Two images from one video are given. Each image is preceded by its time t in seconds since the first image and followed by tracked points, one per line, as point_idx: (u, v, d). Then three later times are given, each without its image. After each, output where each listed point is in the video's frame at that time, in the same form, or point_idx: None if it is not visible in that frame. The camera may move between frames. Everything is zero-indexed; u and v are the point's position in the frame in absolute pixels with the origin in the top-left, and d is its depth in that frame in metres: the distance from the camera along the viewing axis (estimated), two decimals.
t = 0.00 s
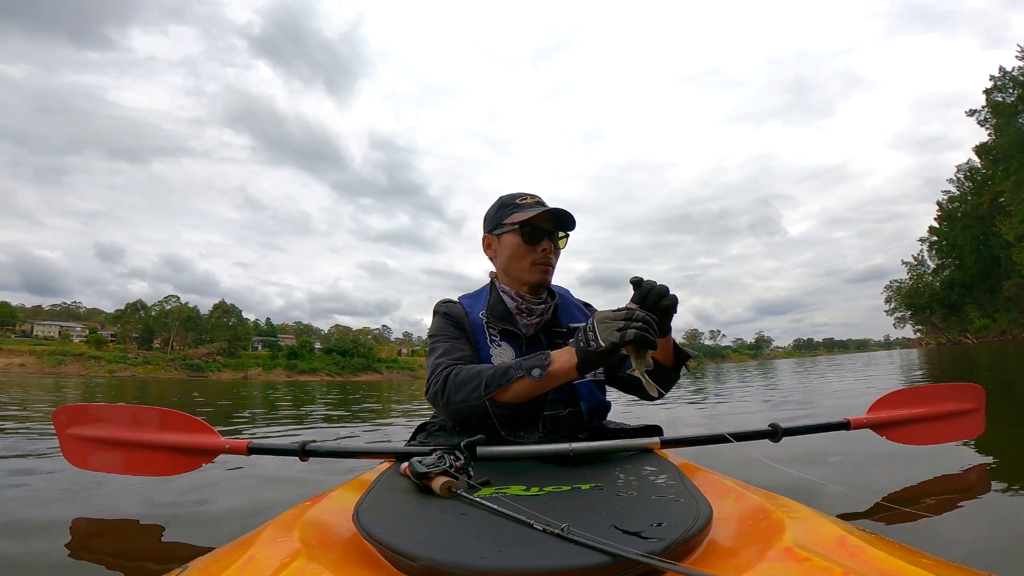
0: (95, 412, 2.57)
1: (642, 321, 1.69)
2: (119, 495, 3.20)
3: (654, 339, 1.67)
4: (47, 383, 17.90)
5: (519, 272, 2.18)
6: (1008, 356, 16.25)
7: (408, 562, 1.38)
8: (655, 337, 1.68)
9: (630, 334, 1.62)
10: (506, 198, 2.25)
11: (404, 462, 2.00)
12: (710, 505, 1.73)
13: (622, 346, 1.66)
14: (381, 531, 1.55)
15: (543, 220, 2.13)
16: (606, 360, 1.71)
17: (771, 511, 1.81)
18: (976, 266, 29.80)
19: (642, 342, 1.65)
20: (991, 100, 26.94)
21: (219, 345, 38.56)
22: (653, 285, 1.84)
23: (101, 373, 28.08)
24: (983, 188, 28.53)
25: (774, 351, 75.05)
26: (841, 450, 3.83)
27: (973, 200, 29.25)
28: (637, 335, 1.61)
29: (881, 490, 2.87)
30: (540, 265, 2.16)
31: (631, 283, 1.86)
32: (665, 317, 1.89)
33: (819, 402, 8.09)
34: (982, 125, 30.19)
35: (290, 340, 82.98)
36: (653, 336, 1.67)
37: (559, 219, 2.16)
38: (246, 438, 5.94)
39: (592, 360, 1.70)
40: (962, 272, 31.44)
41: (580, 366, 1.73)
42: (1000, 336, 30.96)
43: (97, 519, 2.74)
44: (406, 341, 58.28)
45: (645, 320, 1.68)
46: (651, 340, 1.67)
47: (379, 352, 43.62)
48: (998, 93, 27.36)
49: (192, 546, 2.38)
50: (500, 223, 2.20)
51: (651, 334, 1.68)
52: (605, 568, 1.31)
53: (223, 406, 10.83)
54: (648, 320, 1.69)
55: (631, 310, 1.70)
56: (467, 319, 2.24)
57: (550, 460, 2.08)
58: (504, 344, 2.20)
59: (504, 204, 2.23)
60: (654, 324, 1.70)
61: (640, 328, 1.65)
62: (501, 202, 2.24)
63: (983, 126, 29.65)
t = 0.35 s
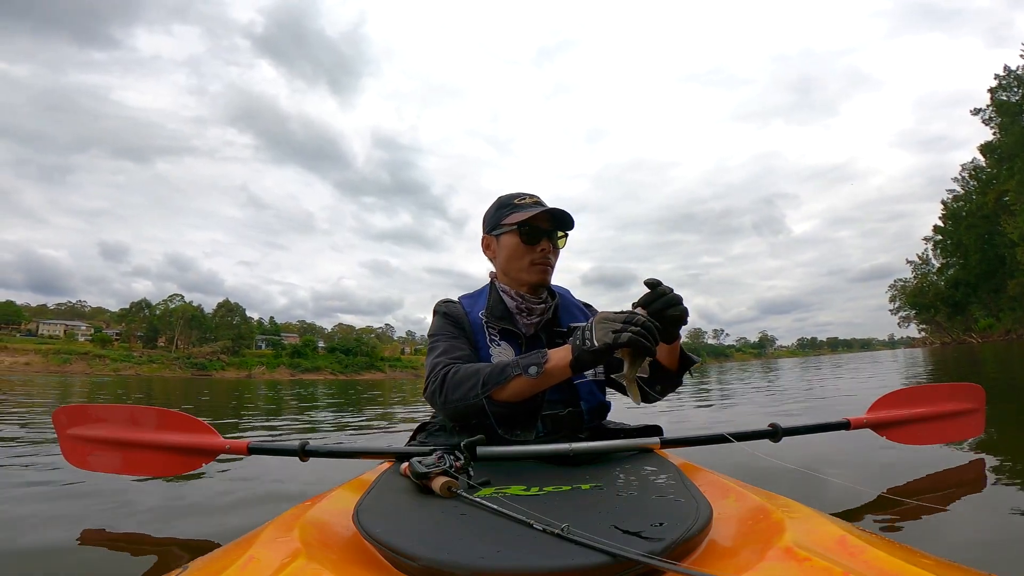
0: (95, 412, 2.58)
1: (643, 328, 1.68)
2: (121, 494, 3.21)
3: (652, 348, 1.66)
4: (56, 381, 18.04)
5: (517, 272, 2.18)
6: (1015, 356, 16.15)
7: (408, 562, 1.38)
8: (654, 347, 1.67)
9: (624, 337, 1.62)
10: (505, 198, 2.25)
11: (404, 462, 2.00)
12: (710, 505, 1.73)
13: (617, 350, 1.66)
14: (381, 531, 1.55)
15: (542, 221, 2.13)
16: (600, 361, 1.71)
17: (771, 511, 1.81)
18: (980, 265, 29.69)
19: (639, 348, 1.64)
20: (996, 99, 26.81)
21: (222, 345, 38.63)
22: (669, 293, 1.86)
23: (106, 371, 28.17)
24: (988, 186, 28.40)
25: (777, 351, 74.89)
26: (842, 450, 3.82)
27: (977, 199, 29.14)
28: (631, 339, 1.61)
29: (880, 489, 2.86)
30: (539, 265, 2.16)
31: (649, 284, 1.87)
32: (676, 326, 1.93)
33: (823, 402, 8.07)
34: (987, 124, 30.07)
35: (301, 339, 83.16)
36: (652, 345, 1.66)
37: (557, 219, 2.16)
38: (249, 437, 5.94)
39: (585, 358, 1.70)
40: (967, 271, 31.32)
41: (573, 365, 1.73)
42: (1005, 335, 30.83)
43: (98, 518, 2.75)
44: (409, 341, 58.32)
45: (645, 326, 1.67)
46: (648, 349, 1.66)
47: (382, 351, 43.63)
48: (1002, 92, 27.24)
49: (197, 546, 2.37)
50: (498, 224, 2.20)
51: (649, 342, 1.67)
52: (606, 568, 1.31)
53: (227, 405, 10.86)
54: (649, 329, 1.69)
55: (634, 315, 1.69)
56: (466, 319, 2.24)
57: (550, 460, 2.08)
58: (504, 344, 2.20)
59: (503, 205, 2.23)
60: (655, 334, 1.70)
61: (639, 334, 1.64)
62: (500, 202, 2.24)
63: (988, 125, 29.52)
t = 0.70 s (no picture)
0: (96, 412, 2.58)
1: (611, 331, 1.67)
2: (124, 495, 3.22)
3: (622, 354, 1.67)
4: (65, 384, 18.13)
5: (515, 275, 2.19)
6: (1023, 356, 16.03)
7: (409, 562, 1.38)
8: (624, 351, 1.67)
9: (589, 351, 1.61)
10: (507, 199, 2.25)
11: (404, 462, 2.00)
12: (710, 505, 1.72)
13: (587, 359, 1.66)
14: (381, 531, 1.55)
15: (540, 224, 2.13)
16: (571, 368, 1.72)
17: (771, 511, 1.80)
18: (984, 265, 29.60)
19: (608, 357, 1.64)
20: (999, 99, 26.74)
21: (226, 347, 38.72)
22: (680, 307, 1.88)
23: (110, 373, 28.23)
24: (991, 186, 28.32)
25: (780, 351, 74.75)
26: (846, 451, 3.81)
27: (981, 199, 29.07)
28: (596, 354, 1.60)
29: (880, 489, 2.86)
30: (536, 269, 2.16)
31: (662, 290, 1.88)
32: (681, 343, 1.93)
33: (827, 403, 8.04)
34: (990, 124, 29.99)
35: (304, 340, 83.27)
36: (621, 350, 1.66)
37: (556, 221, 2.15)
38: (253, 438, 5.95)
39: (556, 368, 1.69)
40: (971, 271, 31.23)
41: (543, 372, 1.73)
42: (1010, 335, 30.71)
43: (101, 519, 2.76)
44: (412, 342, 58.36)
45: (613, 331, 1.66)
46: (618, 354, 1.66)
47: (385, 352, 43.63)
48: (1005, 91, 27.18)
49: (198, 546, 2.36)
50: (498, 226, 2.21)
51: (619, 347, 1.67)
52: (605, 568, 1.31)
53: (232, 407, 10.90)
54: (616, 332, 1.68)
55: (603, 319, 1.67)
56: (465, 320, 2.24)
57: (550, 460, 2.08)
58: (502, 345, 2.20)
59: (504, 205, 2.23)
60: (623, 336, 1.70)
61: (608, 342, 1.64)
62: (502, 203, 2.24)
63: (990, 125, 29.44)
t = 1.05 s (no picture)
0: (96, 412, 2.60)
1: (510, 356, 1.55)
2: (128, 494, 3.24)
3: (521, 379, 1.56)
4: (76, 387, 18.27)
5: (516, 277, 2.19)
6: None
7: (408, 562, 1.38)
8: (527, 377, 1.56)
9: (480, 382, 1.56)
10: (508, 200, 2.25)
11: (404, 462, 2.00)
12: (710, 505, 1.72)
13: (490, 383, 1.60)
14: (381, 531, 1.55)
15: (540, 224, 2.12)
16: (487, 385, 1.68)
17: (771, 511, 1.80)
18: (990, 264, 29.47)
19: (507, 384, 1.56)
20: (1003, 97, 26.66)
21: (231, 348, 38.86)
22: (676, 336, 1.87)
23: (117, 374, 28.38)
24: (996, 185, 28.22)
25: (784, 351, 74.52)
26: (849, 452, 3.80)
27: (986, 197, 28.95)
28: (484, 385, 1.54)
29: (880, 489, 2.84)
30: (536, 270, 2.16)
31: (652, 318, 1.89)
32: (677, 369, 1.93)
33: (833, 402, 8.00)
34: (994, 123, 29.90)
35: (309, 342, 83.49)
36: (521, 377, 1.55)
37: (556, 222, 2.14)
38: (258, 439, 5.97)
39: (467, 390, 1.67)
40: (978, 270, 31.09)
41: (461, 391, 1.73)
42: (1017, 334, 30.55)
43: (104, 518, 2.77)
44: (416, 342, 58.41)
45: (510, 357, 1.55)
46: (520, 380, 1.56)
47: (390, 353, 43.68)
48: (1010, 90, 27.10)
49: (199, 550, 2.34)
50: (500, 227, 2.22)
51: (519, 372, 1.55)
52: (605, 567, 1.31)
53: (238, 408, 10.94)
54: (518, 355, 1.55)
55: (501, 345, 1.56)
56: (464, 322, 2.25)
57: (550, 460, 2.08)
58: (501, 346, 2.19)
59: (506, 207, 2.24)
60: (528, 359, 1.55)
61: (504, 375, 1.54)
62: (503, 204, 2.25)
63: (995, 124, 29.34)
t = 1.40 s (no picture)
0: (96, 412, 2.61)
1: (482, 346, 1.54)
2: (130, 493, 3.25)
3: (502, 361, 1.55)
4: (83, 385, 18.30)
5: (511, 276, 2.21)
6: None
7: (408, 562, 1.38)
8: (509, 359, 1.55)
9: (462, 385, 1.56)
10: (503, 201, 2.27)
11: (404, 462, 2.00)
12: (710, 505, 1.72)
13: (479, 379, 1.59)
14: (381, 531, 1.56)
15: (530, 222, 2.13)
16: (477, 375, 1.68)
17: (771, 511, 1.80)
18: (996, 262, 29.34)
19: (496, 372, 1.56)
20: (1008, 95, 26.57)
21: (235, 347, 38.93)
22: (618, 406, 1.90)
23: (123, 373, 28.47)
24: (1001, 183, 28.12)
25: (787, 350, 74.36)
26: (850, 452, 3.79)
27: (991, 194, 28.84)
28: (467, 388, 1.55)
29: (880, 490, 2.83)
30: (529, 267, 2.16)
31: (603, 418, 1.86)
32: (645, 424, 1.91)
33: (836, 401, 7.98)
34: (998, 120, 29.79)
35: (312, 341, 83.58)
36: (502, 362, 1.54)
37: (548, 218, 2.14)
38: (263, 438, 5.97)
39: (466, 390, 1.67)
40: (983, 268, 30.98)
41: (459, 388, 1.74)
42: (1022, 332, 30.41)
43: (107, 517, 2.78)
44: (419, 341, 58.42)
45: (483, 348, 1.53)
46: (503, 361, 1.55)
47: (393, 352, 43.69)
48: (1014, 88, 27.01)
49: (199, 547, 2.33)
50: (495, 228, 2.25)
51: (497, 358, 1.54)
52: (605, 568, 1.31)
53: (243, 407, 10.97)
54: (489, 343, 1.53)
55: (468, 342, 1.54)
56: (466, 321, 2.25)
57: (550, 460, 2.09)
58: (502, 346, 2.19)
59: (501, 208, 2.26)
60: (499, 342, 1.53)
61: (484, 367, 1.54)
62: (499, 205, 2.27)
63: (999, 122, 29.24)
